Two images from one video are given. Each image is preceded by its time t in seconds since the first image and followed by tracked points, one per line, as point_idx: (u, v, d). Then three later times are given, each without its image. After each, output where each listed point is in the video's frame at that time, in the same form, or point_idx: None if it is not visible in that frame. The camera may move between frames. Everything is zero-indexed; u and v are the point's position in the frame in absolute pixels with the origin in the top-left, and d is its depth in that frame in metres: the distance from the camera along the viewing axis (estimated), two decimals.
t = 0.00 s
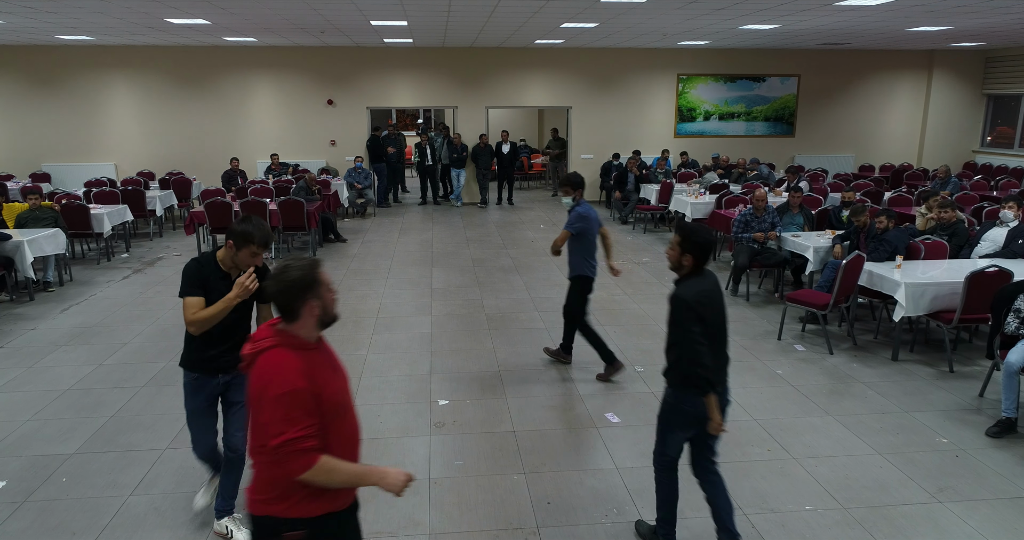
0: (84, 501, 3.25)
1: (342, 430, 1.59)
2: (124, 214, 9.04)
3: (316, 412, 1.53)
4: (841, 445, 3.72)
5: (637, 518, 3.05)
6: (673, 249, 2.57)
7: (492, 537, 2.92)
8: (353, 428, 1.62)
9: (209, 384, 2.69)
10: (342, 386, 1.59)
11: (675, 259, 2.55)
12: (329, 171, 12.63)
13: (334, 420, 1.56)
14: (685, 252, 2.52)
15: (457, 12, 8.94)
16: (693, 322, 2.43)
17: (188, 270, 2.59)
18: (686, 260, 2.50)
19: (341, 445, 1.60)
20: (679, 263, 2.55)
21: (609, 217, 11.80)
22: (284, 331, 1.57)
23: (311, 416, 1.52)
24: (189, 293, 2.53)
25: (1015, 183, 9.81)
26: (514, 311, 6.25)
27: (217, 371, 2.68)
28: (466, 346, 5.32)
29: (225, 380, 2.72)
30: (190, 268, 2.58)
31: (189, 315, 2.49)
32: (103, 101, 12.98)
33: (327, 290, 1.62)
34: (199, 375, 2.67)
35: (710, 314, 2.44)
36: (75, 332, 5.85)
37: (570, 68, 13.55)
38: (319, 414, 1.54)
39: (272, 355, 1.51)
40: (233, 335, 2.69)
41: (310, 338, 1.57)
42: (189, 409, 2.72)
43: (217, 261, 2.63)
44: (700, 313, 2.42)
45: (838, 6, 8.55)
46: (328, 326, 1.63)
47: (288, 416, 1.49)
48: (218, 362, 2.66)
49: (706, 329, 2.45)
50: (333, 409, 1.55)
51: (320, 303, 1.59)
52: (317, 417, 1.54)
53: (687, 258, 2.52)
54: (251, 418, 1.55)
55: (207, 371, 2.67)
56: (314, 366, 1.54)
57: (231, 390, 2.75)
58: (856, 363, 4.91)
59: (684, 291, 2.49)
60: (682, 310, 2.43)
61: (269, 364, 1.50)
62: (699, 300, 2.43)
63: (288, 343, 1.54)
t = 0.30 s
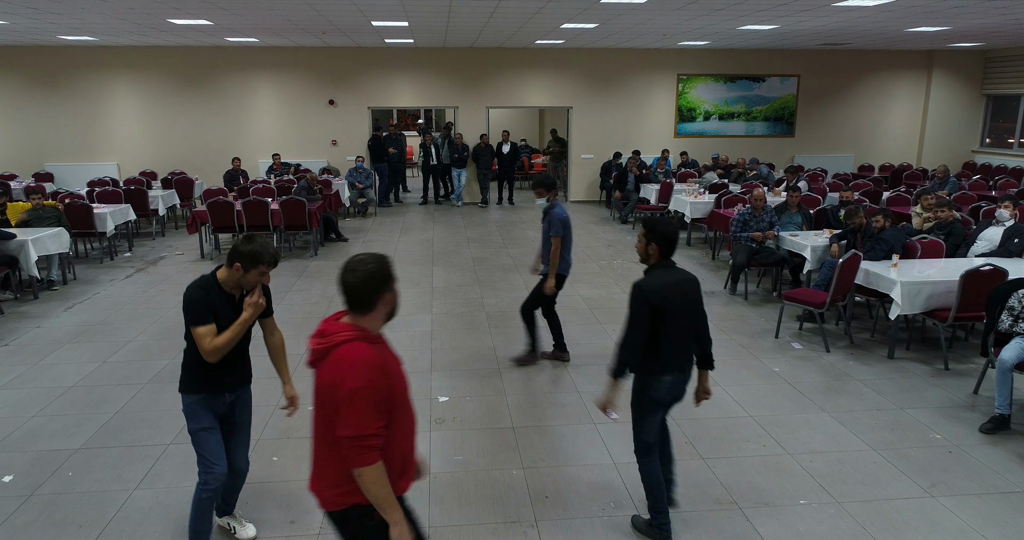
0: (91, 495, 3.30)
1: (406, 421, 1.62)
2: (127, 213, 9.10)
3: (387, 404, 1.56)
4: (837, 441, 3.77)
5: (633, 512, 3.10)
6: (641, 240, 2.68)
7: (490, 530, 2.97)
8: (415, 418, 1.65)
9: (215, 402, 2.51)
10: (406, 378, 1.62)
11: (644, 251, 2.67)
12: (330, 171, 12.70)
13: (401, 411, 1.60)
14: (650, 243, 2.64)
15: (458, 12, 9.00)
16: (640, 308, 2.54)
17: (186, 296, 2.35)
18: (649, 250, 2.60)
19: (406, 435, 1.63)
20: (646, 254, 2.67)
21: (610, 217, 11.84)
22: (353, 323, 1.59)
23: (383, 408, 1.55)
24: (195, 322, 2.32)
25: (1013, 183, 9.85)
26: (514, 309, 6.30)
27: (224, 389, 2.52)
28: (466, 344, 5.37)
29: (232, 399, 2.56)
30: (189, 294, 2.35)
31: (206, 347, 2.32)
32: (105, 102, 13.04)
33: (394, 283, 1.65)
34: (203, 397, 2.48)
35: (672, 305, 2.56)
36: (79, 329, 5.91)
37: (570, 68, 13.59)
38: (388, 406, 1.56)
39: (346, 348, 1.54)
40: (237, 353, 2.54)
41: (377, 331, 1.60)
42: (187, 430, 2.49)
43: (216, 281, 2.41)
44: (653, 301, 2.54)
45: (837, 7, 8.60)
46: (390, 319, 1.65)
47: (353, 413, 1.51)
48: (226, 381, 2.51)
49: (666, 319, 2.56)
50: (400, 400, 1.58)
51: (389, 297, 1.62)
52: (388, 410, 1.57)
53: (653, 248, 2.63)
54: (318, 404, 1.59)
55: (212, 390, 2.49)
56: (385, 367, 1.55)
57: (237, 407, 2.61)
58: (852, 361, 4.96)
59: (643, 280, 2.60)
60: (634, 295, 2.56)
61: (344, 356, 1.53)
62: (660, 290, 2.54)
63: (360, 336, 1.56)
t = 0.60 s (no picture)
0: (100, 486, 3.38)
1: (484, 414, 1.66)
2: (131, 212, 9.19)
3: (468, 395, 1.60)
4: (831, 435, 3.84)
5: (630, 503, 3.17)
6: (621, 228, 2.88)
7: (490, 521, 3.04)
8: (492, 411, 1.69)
9: (228, 414, 2.42)
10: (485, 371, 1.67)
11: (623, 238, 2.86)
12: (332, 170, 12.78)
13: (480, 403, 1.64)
14: (630, 231, 2.83)
15: (459, 13, 9.09)
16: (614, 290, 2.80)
17: (189, 304, 2.23)
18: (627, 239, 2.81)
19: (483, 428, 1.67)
20: (625, 241, 2.86)
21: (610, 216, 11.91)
22: (437, 316, 1.66)
23: (465, 398, 1.59)
24: (207, 330, 2.22)
25: (1011, 182, 9.91)
26: (514, 307, 6.37)
27: (238, 398, 2.44)
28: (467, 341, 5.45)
29: (244, 408, 2.49)
30: (195, 302, 2.23)
31: (223, 353, 2.23)
32: (109, 102, 13.13)
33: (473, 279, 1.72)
34: (217, 410, 2.38)
35: (644, 286, 2.77)
36: (86, 327, 5.99)
37: (571, 68, 13.67)
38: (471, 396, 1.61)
39: (431, 339, 1.60)
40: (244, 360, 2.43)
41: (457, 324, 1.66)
42: (201, 445, 2.40)
43: (218, 284, 2.30)
44: (627, 286, 2.78)
45: (835, 8, 8.68)
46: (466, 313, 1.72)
47: (432, 398, 1.56)
48: (236, 391, 2.42)
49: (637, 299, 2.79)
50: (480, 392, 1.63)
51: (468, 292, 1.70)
52: (470, 400, 1.61)
53: (631, 236, 2.82)
54: (403, 389, 1.65)
55: (225, 401, 2.39)
56: (466, 359, 1.59)
57: (249, 417, 2.54)
58: (848, 357, 5.03)
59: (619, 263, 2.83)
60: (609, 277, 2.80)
61: (430, 346, 1.59)
62: (632, 272, 2.77)
63: (443, 328, 1.63)
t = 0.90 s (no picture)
0: (112, 476, 3.48)
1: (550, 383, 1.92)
2: (137, 211, 9.29)
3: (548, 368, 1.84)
4: (825, 428, 3.93)
5: (630, 492, 3.25)
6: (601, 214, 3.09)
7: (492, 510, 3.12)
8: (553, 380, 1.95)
9: (265, 426, 2.28)
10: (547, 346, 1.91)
11: (604, 223, 3.08)
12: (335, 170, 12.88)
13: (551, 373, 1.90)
14: (610, 215, 3.06)
15: (461, 14, 9.18)
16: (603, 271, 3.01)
17: (228, 316, 2.11)
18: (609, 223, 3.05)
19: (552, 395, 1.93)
20: (606, 226, 3.08)
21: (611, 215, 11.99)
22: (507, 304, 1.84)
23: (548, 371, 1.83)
24: (256, 339, 2.13)
25: (1009, 182, 9.99)
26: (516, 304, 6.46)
27: (269, 407, 2.30)
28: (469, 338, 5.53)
29: (275, 413, 2.36)
30: (239, 312, 2.12)
31: (279, 357, 2.16)
32: (113, 102, 13.23)
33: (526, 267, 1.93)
34: (253, 423, 2.24)
35: (624, 264, 3.02)
36: (95, 323, 6.09)
37: (572, 68, 13.76)
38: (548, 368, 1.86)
39: (514, 325, 1.78)
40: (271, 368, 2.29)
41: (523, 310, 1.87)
42: (247, 463, 2.28)
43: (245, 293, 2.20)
44: (614, 265, 3.02)
45: (832, 9, 8.77)
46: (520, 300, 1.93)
47: (528, 377, 1.76)
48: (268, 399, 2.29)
49: (619, 278, 3.03)
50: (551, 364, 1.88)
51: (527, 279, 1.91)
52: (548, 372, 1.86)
53: (612, 221, 3.05)
54: (485, 377, 1.80)
55: (260, 412, 2.26)
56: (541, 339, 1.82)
57: (282, 422, 2.40)
58: (844, 353, 5.12)
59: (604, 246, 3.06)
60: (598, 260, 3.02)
61: (516, 331, 1.78)
62: (615, 252, 3.02)
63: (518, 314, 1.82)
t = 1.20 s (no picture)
0: (125, 467, 3.57)
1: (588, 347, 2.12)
2: (142, 210, 9.39)
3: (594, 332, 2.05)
4: (821, 421, 4.01)
5: (630, 482, 3.34)
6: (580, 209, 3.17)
7: (495, 499, 3.20)
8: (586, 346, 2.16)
9: (314, 427, 2.33)
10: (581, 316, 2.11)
11: (585, 218, 3.15)
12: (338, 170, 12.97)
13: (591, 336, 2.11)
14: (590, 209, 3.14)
15: (464, 15, 9.27)
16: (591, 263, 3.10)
17: (297, 301, 2.14)
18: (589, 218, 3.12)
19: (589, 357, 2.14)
20: (586, 220, 3.15)
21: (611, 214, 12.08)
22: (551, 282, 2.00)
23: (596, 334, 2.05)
24: (326, 325, 2.17)
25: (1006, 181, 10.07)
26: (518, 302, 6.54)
27: (317, 407, 2.35)
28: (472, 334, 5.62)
29: (324, 415, 2.40)
30: (312, 299, 2.15)
31: (347, 342, 2.21)
32: (118, 102, 13.33)
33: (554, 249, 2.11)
34: (303, 422, 2.29)
35: (606, 258, 3.12)
36: (103, 320, 6.19)
37: (573, 69, 13.84)
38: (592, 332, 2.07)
39: (566, 298, 1.95)
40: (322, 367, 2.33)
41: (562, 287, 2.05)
42: (292, 463, 2.31)
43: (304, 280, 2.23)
44: (599, 257, 3.11)
45: (831, 11, 8.86)
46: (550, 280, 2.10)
47: (588, 341, 1.95)
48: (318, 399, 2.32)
49: (604, 271, 3.14)
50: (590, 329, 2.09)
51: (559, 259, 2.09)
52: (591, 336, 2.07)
53: (593, 216, 3.13)
54: (546, 350, 1.94)
55: (309, 412, 2.30)
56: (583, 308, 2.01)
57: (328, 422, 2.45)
58: (841, 349, 5.20)
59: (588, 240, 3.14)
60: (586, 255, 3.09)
61: (569, 304, 1.95)
62: (596, 245, 3.11)
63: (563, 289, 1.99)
